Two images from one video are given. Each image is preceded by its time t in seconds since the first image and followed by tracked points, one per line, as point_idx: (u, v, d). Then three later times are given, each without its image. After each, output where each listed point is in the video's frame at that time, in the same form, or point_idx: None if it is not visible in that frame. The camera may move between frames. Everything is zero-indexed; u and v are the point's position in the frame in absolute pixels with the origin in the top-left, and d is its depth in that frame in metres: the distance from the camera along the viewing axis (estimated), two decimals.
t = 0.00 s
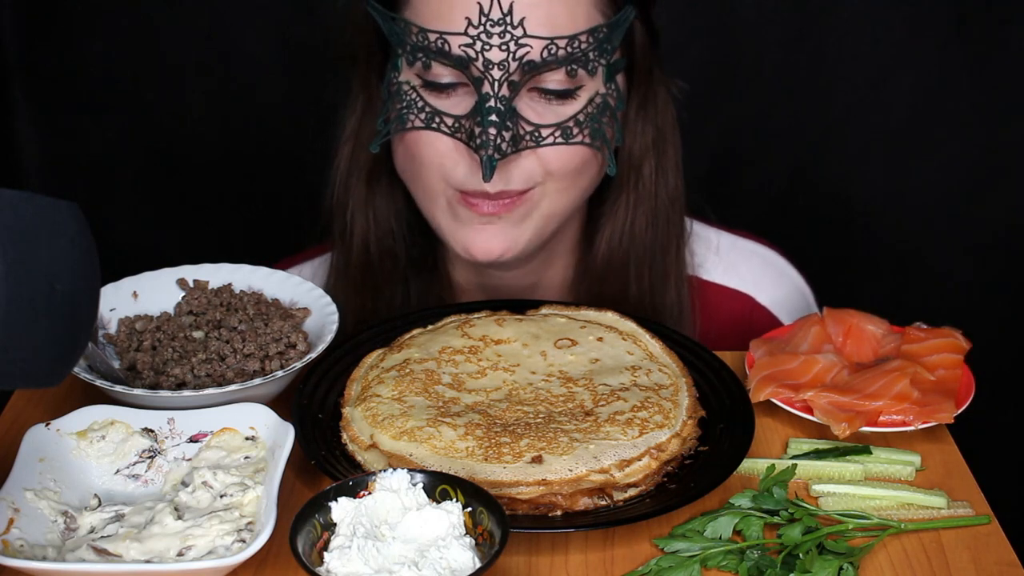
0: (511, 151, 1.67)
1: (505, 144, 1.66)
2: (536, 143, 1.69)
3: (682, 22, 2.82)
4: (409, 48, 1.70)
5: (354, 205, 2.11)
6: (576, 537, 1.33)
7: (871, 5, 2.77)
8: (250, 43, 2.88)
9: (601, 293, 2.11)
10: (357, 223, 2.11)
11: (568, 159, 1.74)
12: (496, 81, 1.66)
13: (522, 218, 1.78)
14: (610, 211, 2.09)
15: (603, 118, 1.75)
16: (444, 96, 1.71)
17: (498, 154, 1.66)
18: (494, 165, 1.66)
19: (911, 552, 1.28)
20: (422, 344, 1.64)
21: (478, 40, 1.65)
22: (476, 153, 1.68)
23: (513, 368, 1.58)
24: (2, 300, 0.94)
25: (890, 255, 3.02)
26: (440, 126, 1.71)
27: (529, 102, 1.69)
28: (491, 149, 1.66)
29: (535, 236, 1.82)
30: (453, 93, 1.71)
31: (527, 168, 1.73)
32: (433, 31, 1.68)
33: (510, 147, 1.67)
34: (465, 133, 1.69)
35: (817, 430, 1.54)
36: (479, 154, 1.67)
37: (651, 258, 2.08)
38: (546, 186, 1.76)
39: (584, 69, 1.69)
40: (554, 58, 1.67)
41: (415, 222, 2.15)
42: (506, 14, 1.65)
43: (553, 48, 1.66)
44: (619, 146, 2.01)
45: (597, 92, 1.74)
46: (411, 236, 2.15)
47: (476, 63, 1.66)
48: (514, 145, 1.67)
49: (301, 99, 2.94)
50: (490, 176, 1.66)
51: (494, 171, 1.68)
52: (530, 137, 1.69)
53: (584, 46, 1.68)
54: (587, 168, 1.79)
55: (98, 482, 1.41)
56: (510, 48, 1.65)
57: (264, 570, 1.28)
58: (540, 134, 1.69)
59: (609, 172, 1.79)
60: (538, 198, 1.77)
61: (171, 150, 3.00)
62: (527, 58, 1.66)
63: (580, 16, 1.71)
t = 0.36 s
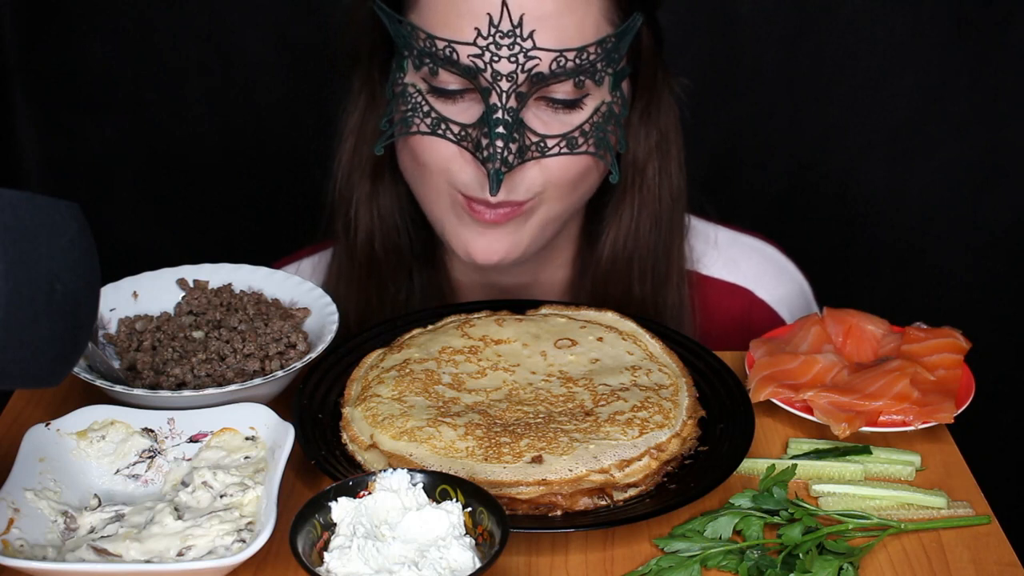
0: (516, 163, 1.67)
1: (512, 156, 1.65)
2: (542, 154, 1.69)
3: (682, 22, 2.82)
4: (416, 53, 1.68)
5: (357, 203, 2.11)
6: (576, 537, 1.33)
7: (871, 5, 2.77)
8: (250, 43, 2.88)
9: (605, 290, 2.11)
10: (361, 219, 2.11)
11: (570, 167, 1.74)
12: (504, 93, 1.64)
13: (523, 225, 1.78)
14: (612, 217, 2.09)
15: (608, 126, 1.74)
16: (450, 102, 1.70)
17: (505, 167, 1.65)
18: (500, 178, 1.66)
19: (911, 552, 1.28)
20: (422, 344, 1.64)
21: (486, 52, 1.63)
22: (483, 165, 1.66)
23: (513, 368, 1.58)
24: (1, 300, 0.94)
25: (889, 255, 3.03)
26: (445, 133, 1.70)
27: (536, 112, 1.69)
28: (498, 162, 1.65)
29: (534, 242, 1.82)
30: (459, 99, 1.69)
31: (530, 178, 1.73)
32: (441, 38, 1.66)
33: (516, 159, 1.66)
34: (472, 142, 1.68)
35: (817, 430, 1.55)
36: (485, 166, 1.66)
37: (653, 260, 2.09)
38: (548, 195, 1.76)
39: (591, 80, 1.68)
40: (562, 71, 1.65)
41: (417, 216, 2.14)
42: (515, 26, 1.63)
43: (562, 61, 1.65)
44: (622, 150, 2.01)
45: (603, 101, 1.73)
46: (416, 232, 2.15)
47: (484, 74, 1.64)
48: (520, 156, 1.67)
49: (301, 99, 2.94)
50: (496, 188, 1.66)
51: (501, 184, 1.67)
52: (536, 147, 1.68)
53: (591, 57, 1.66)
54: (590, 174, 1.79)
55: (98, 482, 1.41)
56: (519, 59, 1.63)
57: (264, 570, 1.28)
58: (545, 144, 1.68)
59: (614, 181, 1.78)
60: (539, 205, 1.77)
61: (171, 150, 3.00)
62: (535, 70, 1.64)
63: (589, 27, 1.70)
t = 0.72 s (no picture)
0: (524, 166, 1.67)
1: (519, 159, 1.66)
2: (548, 156, 1.69)
3: (683, 22, 2.82)
4: (420, 54, 1.67)
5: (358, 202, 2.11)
6: (576, 537, 1.33)
7: (871, 5, 2.77)
8: (250, 43, 2.87)
9: (605, 289, 2.11)
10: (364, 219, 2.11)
11: (577, 168, 1.75)
12: (512, 96, 1.64)
13: (527, 225, 1.80)
14: (614, 216, 2.09)
15: (611, 126, 1.75)
16: (454, 104, 1.69)
17: (514, 169, 1.66)
18: (510, 181, 1.67)
19: (911, 552, 1.29)
20: (422, 344, 1.64)
21: (494, 55, 1.63)
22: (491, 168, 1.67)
23: (513, 368, 1.58)
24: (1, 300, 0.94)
25: (889, 255, 3.03)
26: (451, 134, 1.69)
27: (543, 114, 1.68)
28: (507, 166, 1.66)
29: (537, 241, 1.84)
30: (464, 101, 1.68)
31: (537, 180, 1.74)
32: (446, 41, 1.65)
33: (523, 162, 1.67)
34: (479, 145, 1.68)
35: (817, 430, 1.55)
36: (494, 170, 1.67)
37: (653, 261, 2.09)
38: (553, 196, 1.78)
39: (597, 82, 1.68)
40: (569, 73, 1.65)
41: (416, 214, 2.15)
42: (524, 29, 1.62)
43: (569, 63, 1.64)
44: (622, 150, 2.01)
45: (606, 102, 1.73)
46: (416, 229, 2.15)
47: (492, 77, 1.64)
48: (528, 159, 1.67)
49: (301, 99, 2.94)
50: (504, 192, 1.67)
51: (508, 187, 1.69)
52: (543, 149, 1.68)
53: (597, 59, 1.66)
54: (593, 174, 1.80)
55: (98, 482, 1.41)
56: (527, 63, 1.63)
57: (263, 570, 1.28)
58: (552, 146, 1.69)
59: (614, 180, 1.81)
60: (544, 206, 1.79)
61: (171, 150, 3.00)
62: (543, 73, 1.64)
63: (593, 30, 1.70)
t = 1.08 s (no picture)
0: (520, 172, 1.67)
1: (515, 165, 1.66)
2: (544, 161, 1.69)
3: (683, 22, 2.82)
4: (417, 59, 1.67)
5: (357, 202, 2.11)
6: (576, 537, 1.33)
7: (871, 5, 2.77)
8: (250, 43, 2.87)
9: (607, 292, 2.10)
10: (364, 218, 2.11)
11: (568, 174, 1.74)
12: (507, 101, 1.64)
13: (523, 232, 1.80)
14: (614, 220, 2.08)
15: (608, 132, 1.75)
16: (451, 108, 1.70)
17: (509, 175, 1.66)
18: (505, 187, 1.67)
19: (911, 552, 1.28)
20: (422, 344, 1.64)
21: (490, 60, 1.63)
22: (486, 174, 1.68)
23: (513, 368, 1.58)
24: (1, 300, 0.94)
25: (889, 255, 3.03)
26: (447, 139, 1.69)
27: (538, 119, 1.69)
28: (502, 172, 1.66)
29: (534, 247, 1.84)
30: (460, 105, 1.69)
31: (533, 188, 1.73)
32: (442, 45, 1.65)
33: (519, 168, 1.67)
34: (475, 150, 1.68)
35: (817, 430, 1.55)
36: (490, 176, 1.67)
37: (653, 263, 2.09)
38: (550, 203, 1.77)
39: (593, 87, 1.68)
40: (566, 79, 1.65)
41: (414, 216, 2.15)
42: (520, 34, 1.62)
43: (566, 69, 1.64)
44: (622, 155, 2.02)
45: (603, 107, 1.73)
46: (416, 228, 2.15)
47: (488, 82, 1.64)
48: (523, 164, 1.67)
49: (301, 99, 2.94)
50: (501, 197, 1.67)
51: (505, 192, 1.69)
52: (539, 154, 1.69)
53: (593, 65, 1.67)
54: (588, 178, 1.80)
55: (98, 482, 1.41)
56: (523, 68, 1.63)
57: (263, 570, 1.28)
58: (547, 151, 1.69)
59: (612, 185, 1.80)
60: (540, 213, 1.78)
61: (171, 150, 3.00)
62: (539, 79, 1.64)
63: (591, 33, 1.69)
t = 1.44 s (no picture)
0: (522, 172, 1.67)
1: (516, 165, 1.66)
2: (545, 161, 1.69)
3: (683, 22, 2.82)
4: (416, 60, 1.67)
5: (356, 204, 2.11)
6: (577, 537, 1.33)
7: (871, 5, 2.77)
8: (250, 43, 2.87)
9: (606, 292, 2.10)
10: (362, 221, 2.11)
11: (573, 173, 1.75)
12: (508, 101, 1.63)
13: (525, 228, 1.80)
14: (613, 218, 2.08)
15: (609, 131, 1.74)
16: (450, 108, 1.69)
17: (510, 176, 1.66)
18: (506, 188, 1.67)
19: (911, 552, 1.29)
20: (423, 344, 1.64)
21: (490, 61, 1.62)
22: (488, 175, 1.67)
23: (513, 368, 1.58)
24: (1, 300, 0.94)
25: (889, 254, 3.03)
26: (448, 140, 1.69)
27: (539, 119, 1.68)
28: (503, 173, 1.65)
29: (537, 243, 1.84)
30: (460, 106, 1.69)
31: (534, 185, 1.74)
32: (442, 47, 1.65)
33: (521, 168, 1.66)
34: (476, 151, 1.67)
35: (818, 430, 1.55)
36: (491, 176, 1.66)
37: (653, 262, 2.09)
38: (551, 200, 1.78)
39: (594, 86, 1.67)
40: (566, 78, 1.64)
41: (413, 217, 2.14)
42: (520, 34, 1.62)
43: (566, 68, 1.64)
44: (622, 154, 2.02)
45: (603, 106, 1.73)
46: (415, 227, 2.15)
47: (488, 83, 1.63)
48: (524, 165, 1.66)
49: (301, 99, 2.94)
50: (502, 198, 1.67)
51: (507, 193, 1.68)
52: (539, 154, 1.68)
53: (593, 64, 1.66)
54: (590, 177, 1.80)
55: (98, 482, 1.41)
56: (523, 68, 1.63)
57: (264, 570, 1.28)
58: (548, 151, 1.69)
59: (612, 184, 1.80)
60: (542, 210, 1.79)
61: (171, 150, 3.00)
62: (539, 79, 1.63)
63: (591, 34, 1.69)
